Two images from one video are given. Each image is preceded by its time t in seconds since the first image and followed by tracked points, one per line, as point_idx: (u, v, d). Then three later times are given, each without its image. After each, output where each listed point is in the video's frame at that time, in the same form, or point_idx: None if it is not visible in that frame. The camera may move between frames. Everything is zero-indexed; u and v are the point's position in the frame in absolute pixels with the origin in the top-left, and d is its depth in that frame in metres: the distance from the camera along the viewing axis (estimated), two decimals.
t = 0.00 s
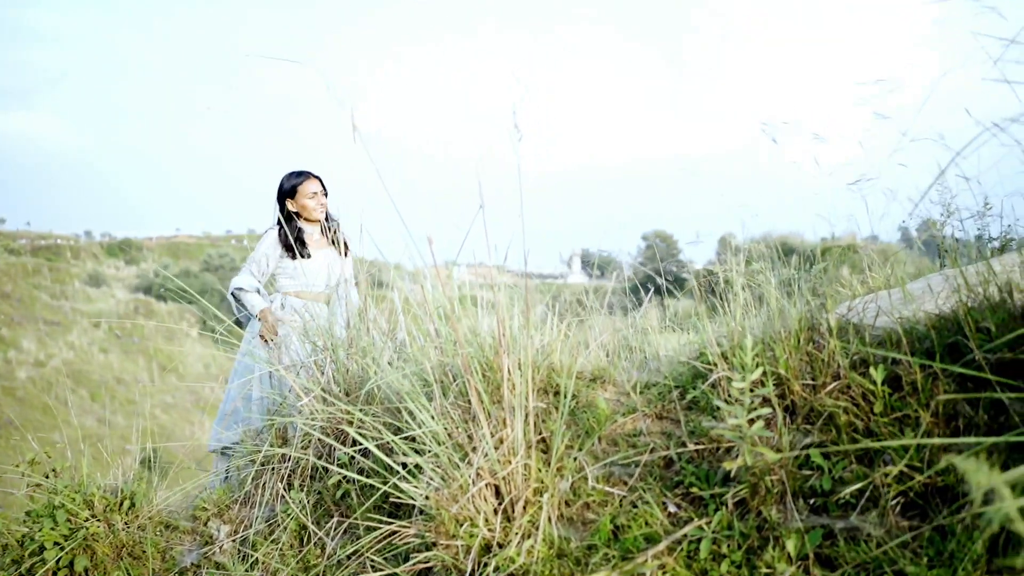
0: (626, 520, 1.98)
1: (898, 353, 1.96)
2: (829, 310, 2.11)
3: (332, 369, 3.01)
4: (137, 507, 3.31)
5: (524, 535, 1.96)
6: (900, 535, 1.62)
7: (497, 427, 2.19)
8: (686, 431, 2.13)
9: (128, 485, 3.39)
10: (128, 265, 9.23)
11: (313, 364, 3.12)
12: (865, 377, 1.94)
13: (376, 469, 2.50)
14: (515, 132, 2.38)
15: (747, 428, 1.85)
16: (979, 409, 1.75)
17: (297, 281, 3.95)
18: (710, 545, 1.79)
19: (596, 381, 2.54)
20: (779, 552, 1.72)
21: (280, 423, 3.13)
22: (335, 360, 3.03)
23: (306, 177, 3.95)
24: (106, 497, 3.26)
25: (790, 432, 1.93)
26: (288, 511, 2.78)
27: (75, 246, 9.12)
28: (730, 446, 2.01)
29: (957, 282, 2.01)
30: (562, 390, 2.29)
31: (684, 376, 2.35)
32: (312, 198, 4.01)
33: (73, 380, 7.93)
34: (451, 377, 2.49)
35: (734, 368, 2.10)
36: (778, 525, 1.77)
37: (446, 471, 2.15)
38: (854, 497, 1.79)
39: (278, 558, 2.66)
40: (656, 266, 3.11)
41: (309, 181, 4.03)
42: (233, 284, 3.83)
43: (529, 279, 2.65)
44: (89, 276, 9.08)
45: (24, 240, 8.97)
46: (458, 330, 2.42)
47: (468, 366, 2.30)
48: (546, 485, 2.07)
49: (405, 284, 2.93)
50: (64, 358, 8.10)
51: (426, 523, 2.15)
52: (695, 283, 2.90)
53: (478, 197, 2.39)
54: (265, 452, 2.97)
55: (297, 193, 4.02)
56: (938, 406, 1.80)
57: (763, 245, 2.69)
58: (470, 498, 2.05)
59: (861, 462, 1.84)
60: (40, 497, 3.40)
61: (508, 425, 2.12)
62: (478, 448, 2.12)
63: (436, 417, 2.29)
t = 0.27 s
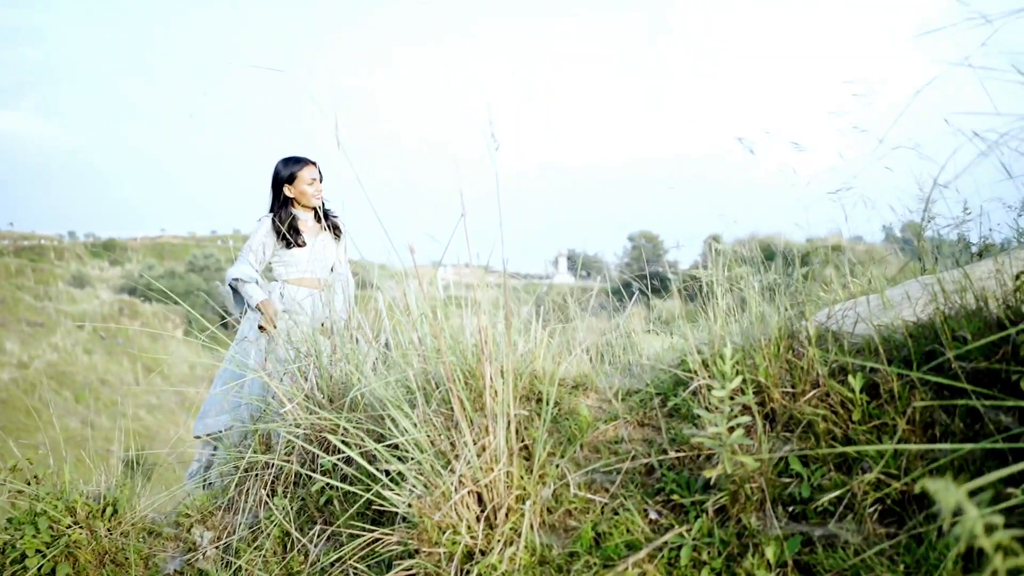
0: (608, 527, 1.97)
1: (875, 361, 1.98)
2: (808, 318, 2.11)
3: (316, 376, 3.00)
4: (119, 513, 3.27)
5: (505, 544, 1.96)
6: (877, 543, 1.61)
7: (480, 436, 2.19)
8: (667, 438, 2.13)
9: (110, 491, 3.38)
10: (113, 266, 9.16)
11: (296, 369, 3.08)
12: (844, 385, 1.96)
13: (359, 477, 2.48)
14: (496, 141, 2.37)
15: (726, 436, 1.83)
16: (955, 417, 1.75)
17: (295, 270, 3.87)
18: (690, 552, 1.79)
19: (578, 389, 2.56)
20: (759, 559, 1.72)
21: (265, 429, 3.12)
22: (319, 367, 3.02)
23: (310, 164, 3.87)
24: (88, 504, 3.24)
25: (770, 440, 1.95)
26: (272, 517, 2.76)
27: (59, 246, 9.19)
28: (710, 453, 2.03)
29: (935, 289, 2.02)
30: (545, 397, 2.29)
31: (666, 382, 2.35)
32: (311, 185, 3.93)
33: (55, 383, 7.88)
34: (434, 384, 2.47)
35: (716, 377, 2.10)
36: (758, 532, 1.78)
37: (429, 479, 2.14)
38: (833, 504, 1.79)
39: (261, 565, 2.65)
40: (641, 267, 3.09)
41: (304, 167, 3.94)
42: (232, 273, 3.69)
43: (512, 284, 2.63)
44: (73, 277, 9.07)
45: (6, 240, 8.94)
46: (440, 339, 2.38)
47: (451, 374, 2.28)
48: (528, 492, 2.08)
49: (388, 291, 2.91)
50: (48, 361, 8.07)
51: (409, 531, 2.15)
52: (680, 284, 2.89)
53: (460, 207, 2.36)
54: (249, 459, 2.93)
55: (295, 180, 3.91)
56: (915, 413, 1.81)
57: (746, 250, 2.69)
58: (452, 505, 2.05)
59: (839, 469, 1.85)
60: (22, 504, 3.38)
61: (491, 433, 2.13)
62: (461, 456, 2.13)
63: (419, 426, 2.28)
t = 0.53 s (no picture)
0: (594, 533, 1.97)
1: (860, 366, 1.98)
2: (794, 324, 2.11)
3: (304, 380, 2.95)
4: (106, 517, 3.28)
5: (491, 548, 1.96)
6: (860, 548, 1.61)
7: (467, 441, 2.19)
8: (653, 443, 2.13)
9: (97, 496, 3.37)
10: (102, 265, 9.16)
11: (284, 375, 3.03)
12: (828, 391, 1.96)
13: (347, 482, 2.47)
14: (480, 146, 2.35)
15: (712, 442, 1.82)
16: (938, 423, 1.76)
17: (291, 261, 3.80)
18: (676, 556, 1.80)
19: (565, 394, 2.56)
20: (743, 564, 1.72)
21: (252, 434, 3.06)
22: (308, 372, 2.97)
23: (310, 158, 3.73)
24: (76, 508, 3.23)
25: (755, 445, 1.95)
26: (260, 522, 2.73)
27: (47, 246, 9.19)
28: (696, 458, 2.02)
29: (919, 295, 2.03)
30: (531, 403, 2.29)
31: (653, 387, 2.36)
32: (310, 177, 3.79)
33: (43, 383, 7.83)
34: (421, 389, 2.44)
35: (700, 384, 2.12)
36: (743, 538, 1.77)
37: (416, 485, 2.14)
38: (818, 509, 1.80)
39: (248, 570, 2.63)
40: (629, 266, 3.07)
41: (302, 157, 3.80)
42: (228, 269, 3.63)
43: (498, 283, 2.63)
44: (62, 276, 9.01)
45: None
46: (426, 344, 2.37)
47: (438, 380, 2.27)
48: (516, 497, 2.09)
49: (376, 295, 2.89)
50: (36, 361, 7.99)
51: (397, 536, 2.15)
52: (668, 284, 2.87)
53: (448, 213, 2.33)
54: (237, 462, 2.88)
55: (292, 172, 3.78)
56: (899, 418, 1.81)
57: (733, 253, 2.68)
58: (439, 510, 2.05)
59: (824, 474, 1.86)
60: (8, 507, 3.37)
61: (478, 437, 2.13)
62: (448, 461, 2.13)
63: (406, 431, 2.26)
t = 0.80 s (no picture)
0: (569, 539, 1.98)
1: (831, 373, 2.00)
2: (767, 331, 2.12)
3: (281, 386, 2.88)
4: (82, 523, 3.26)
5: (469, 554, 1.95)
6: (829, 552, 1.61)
7: (444, 447, 2.19)
8: (628, 450, 2.14)
9: (73, 502, 3.35)
10: (80, 266, 9.07)
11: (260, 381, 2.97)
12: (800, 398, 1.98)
13: (324, 490, 2.46)
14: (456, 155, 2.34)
15: (685, 449, 1.81)
16: (907, 429, 1.77)
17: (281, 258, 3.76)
18: (650, 562, 1.80)
19: (541, 400, 2.56)
20: (717, 570, 1.72)
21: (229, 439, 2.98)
22: (285, 377, 2.91)
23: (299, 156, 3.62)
24: (52, 515, 3.21)
25: (728, 451, 1.97)
26: (237, 529, 2.69)
27: (24, 246, 9.04)
28: (670, 465, 2.05)
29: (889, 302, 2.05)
30: (508, 409, 2.30)
31: (628, 394, 2.37)
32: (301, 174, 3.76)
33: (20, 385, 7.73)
34: (398, 397, 2.44)
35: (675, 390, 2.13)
36: (716, 544, 1.77)
37: (392, 492, 2.13)
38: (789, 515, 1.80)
39: None
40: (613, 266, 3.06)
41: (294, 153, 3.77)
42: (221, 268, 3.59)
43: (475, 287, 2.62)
44: (39, 277, 8.92)
45: None
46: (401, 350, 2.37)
47: (415, 387, 2.26)
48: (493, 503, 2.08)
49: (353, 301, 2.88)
50: (12, 364, 7.83)
51: (373, 543, 2.13)
52: (647, 285, 2.88)
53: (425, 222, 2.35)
54: (214, 468, 2.82)
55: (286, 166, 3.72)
56: (868, 425, 1.82)
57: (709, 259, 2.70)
58: (416, 517, 2.04)
59: (795, 480, 1.87)
60: None
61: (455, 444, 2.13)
62: (425, 468, 2.12)
63: (382, 438, 2.25)
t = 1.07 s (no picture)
0: (547, 544, 1.98)
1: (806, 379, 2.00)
2: (743, 336, 2.12)
3: (261, 391, 2.85)
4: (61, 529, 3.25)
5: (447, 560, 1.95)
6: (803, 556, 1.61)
7: (422, 453, 2.18)
8: (605, 455, 2.14)
9: (51, 507, 3.34)
10: (60, 267, 8.77)
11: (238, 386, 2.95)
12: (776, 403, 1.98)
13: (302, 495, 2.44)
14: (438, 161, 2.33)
15: (661, 454, 1.82)
16: (880, 434, 1.77)
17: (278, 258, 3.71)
18: (627, 567, 1.80)
19: (520, 404, 2.56)
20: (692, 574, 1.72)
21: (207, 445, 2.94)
22: (264, 381, 2.87)
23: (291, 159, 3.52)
24: (29, 521, 3.22)
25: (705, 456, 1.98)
26: (216, 534, 2.67)
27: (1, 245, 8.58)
28: (648, 470, 2.05)
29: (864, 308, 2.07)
30: (486, 414, 2.29)
31: (606, 399, 2.37)
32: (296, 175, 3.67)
33: None
34: (377, 402, 2.43)
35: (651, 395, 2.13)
36: (692, 548, 1.78)
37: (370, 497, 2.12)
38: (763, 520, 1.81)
39: None
40: (595, 267, 3.05)
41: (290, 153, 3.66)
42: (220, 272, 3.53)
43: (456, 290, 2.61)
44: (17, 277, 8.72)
45: None
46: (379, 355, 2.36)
47: (394, 393, 2.25)
48: (471, 509, 2.08)
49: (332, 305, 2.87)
50: None
51: (352, 549, 2.12)
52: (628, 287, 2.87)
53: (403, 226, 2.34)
54: (192, 473, 2.79)
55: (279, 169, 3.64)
56: (843, 429, 1.83)
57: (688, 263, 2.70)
58: (394, 523, 2.03)
59: (771, 485, 1.87)
60: None
61: (433, 449, 2.12)
62: (403, 473, 2.11)
63: (361, 443, 2.24)
